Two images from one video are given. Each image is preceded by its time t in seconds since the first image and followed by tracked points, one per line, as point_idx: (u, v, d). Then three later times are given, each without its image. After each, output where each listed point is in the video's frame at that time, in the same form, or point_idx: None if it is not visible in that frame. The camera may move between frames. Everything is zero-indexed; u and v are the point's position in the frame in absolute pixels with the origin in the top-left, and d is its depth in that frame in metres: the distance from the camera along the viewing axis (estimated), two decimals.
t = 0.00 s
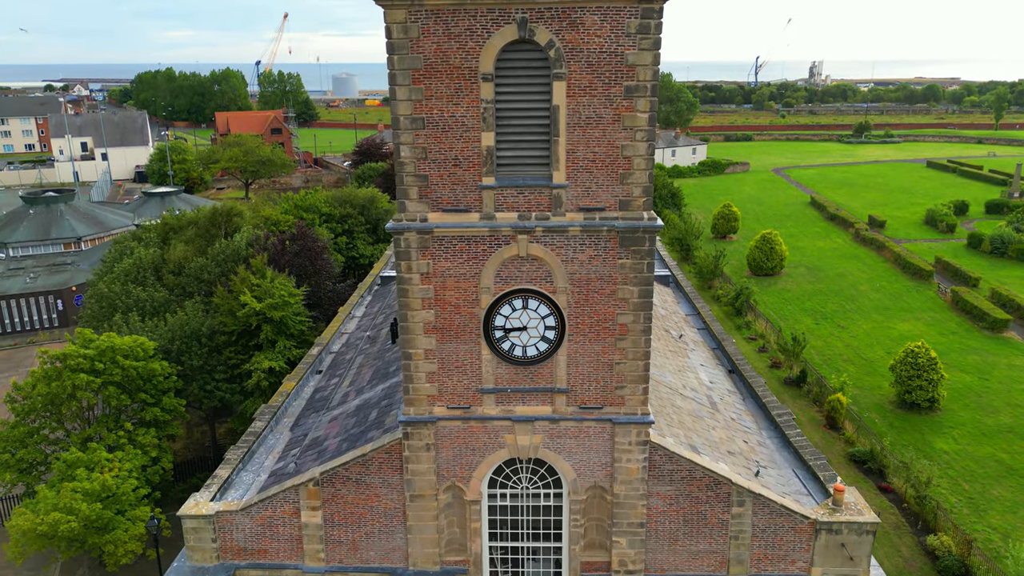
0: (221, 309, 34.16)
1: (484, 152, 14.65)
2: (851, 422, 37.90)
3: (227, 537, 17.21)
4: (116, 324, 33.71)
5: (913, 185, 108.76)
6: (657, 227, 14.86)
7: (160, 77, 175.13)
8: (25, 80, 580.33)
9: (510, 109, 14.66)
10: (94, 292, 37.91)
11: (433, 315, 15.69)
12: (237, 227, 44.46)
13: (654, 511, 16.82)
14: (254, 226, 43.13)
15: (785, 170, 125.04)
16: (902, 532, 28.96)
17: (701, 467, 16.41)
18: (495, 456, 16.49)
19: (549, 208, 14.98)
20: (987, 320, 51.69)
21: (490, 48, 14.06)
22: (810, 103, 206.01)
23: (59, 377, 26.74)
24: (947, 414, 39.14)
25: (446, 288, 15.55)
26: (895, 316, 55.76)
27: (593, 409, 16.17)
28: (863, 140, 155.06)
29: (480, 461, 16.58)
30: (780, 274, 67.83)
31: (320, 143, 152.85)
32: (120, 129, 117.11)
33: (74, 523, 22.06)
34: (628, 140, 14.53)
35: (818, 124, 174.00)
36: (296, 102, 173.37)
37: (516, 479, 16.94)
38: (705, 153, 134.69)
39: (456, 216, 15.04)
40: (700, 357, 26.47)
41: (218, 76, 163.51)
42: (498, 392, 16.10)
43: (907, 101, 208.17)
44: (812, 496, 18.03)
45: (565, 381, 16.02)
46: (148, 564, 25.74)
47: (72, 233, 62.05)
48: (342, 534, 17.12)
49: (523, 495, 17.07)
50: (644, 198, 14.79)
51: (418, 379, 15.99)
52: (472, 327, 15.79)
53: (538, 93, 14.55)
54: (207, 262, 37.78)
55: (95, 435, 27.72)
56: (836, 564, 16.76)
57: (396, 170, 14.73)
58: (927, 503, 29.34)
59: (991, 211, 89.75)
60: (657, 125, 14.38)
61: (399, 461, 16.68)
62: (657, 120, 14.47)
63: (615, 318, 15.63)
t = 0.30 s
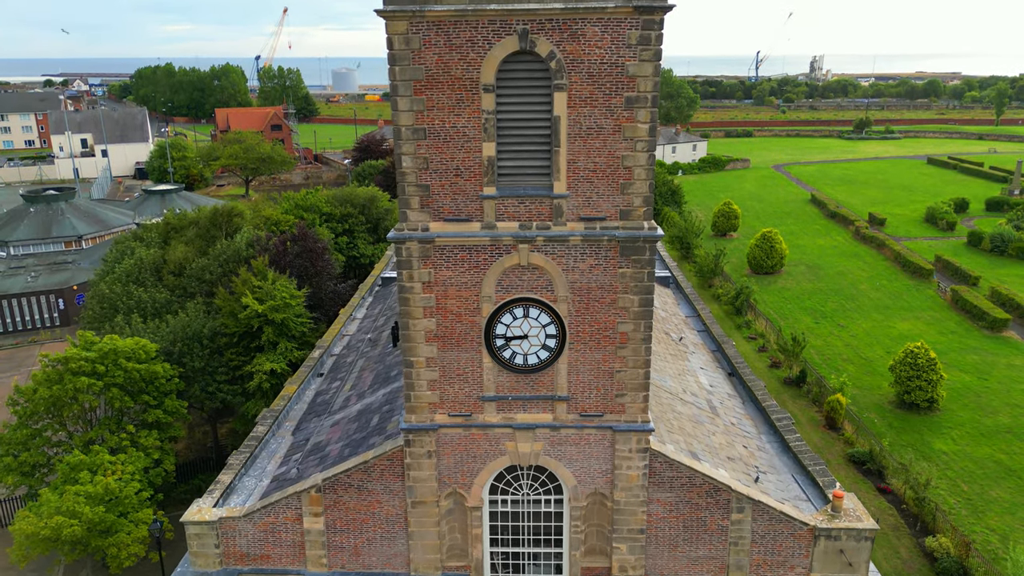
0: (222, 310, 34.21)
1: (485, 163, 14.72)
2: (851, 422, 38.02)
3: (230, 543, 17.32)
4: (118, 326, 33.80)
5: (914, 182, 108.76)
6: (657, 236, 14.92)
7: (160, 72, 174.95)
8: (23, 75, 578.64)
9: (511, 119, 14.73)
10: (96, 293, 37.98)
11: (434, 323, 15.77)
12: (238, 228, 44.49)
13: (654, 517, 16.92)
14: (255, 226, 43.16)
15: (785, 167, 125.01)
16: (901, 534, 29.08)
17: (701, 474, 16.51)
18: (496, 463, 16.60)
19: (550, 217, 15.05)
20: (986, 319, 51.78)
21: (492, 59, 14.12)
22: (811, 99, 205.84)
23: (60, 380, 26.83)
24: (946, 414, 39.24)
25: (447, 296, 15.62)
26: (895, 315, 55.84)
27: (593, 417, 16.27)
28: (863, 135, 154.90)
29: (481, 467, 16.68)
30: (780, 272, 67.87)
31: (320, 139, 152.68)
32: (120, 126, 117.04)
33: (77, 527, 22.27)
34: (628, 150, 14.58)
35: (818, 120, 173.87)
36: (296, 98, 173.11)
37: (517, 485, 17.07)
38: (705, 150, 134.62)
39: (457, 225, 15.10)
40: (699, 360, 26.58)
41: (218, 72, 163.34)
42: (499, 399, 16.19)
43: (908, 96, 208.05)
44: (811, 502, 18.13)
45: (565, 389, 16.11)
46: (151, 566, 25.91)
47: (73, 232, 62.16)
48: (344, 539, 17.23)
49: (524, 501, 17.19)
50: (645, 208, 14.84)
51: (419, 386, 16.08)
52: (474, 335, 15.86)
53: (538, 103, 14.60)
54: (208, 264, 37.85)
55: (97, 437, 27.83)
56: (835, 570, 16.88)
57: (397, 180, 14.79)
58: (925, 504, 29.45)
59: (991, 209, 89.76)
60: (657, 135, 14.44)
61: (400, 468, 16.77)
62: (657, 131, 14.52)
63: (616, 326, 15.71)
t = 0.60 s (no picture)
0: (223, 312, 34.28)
1: (486, 172, 14.77)
2: (850, 423, 38.12)
3: (233, 549, 17.42)
4: (119, 328, 33.86)
5: (914, 179, 108.70)
6: (658, 245, 14.99)
7: (159, 67, 174.47)
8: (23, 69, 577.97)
9: (512, 129, 14.77)
10: (96, 293, 38.04)
11: (435, 331, 15.83)
12: (238, 228, 44.53)
13: (654, 523, 17.02)
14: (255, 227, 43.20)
15: (786, 163, 124.93)
16: (900, 535, 29.22)
17: (700, 480, 16.60)
18: (497, 470, 16.69)
19: (551, 226, 15.11)
20: (985, 319, 51.89)
21: (492, 70, 14.16)
22: (811, 94, 205.60)
23: (61, 383, 26.89)
24: (945, 414, 39.36)
25: (448, 305, 15.69)
26: (894, 313, 55.92)
27: (593, 424, 16.35)
28: (863, 131, 154.79)
29: (482, 474, 16.78)
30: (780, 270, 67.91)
31: (320, 134, 152.40)
32: (120, 122, 116.95)
33: (80, 531, 22.40)
34: (629, 160, 14.64)
35: (819, 115, 173.66)
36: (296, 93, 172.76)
37: (518, 491, 17.17)
38: (705, 146, 134.48)
39: (458, 234, 15.16)
40: (700, 363, 26.67)
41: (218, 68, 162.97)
42: (500, 407, 16.27)
43: (909, 91, 207.80)
44: (810, 508, 18.23)
45: (566, 396, 16.20)
46: (154, 568, 26.07)
47: (73, 230, 62.21)
48: (346, 545, 17.33)
49: (525, 507, 17.29)
50: (645, 217, 14.91)
51: (420, 394, 16.15)
52: (475, 343, 15.93)
53: (539, 113, 14.64)
54: (209, 264, 37.90)
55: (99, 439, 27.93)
56: None
57: (399, 190, 14.83)
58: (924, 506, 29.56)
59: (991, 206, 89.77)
60: (657, 145, 14.50)
61: (402, 475, 16.86)
62: (657, 141, 14.58)
63: (616, 334, 15.79)
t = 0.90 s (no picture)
0: (224, 312, 34.36)
1: (487, 181, 14.84)
2: (849, 423, 38.23)
3: (235, 553, 17.53)
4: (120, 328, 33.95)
5: (914, 176, 108.64)
6: (658, 253, 15.06)
7: (158, 62, 174.15)
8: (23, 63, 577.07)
9: (513, 137, 14.81)
10: (97, 293, 38.11)
11: (437, 338, 15.91)
12: (239, 227, 44.58)
13: (654, 528, 17.12)
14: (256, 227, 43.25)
15: (786, 160, 124.85)
16: (898, 536, 29.35)
17: (700, 486, 16.71)
18: (498, 475, 16.80)
19: (552, 234, 15.16)
20: (985, 318, 52.00)
21: (493, 79, 14.21)
22: (812, 89, 205.39)
23: (63, 385, 26.97)
24: (944, 414, 39.48)
25: (449, 312, 15.76)
26: (893, 312, 56.01)
27: (594, 430, 16.44)
28: (864, 127, 154.68)
29: (483, 480, 16.89)
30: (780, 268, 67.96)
31: (320, 130, 152.24)
32: (120, 118, 116.80)
33: (84, 533, 22.53)
34: (629, 169, 14.70)
35: (819, 110, 173.46)
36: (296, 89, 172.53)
37: (519, 496, 17.28)
38: (705, 142, 134.38)
39: (459, 242, 15.22)
40: (699, 365, 26.77)
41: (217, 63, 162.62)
42: (501, 413, 16.36)
43: (909, 86, 207.57)
44: (809, 513, 18.34)
45: (567, 403, 16.28)
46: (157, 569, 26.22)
47: (74, 228, 62.23)
48: (348, 549, 17.45)
49: (526, 512, 17.41)
50: (645, 226, 14.98)
51: (421, 401, 16.24)
52: (476, 350, 16.00)
53: (540, 122, 14.69)
54: (210, 265, 37.96)
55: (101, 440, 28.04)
56: None
57: (401, 199, 14.90)
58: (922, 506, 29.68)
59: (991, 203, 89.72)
60: (657, 154, 14.55)
61: (403, 480, 16.96)
62: (658, 149, 14.63)
63: (616, 341, 15.86)
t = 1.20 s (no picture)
0: (225, 313, 34.45)
1: (488, 190, 14.92)
2: (848, 422, 38.35)
3: (238, 557, 17.66)
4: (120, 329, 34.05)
5: (915, 172, 108.56)
6: (657, 261, 15.14)
7: (158, 57, 173.72)
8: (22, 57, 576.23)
9: (513, 146, 14.88)
10: (98, 294, 38.19)
11: (437, 345, 16.01)
12: (239, 227, 44.66)
13: (653, 532, 17.24)
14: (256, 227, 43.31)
15: (786, 156, 124.76)
16: (896, 536, 29.49)
17: (698, 491, 16.83)
18: (498, 480, 16.92)
19: (551, 242, 15.25)
20: (984, 316, 52.12)
21: (493, 89, 14.28)
22: (812, 83, 205.07)
23: (65, 386, 27.10)
24: (942, 413, 39.63)
25: (450, 319, 15.85)
26: (892, 310, 56.11)
27: (593, 436, 16.56)
28: (864, 123, 154.52)
29: (483, 485, 17.01)
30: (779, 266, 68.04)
31: (320, 125, 151.98)
32: (120, 114, 116.60)
33: (86, 536, 22.69)
34: (629, 177, 14.78)
35: (820, 105, 173.22)
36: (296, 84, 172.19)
37: (519, 501, 17.41)
38: (706, 138, 134.24)
39: (459, 250, 15.30)
40: (699, 368, 26.86)
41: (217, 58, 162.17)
42: (501, 419, 16.47)
43: (910, 81, 207.33)
44: (807, 517, 18.46)
45: (567, 409, 16.39)
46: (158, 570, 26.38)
47: (75, 226, 62.15)
48: (349, 553, 17.58)
49: (526, 516, 17.55)
50: (645, 234, 15.05)
51: (422, 407, 16.35)
52: (477, 357, 16.11)
53: (540, 131, 14.77)
54: (210, 265, 38.04)
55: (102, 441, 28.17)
56: None
57: (402, 207, 14.99)
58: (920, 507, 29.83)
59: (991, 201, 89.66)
60: (657, 164, 14.62)
61: (404, 485, 17.08)
62: (657, 158, 14.70)
63: (616, 348, 15.96)
